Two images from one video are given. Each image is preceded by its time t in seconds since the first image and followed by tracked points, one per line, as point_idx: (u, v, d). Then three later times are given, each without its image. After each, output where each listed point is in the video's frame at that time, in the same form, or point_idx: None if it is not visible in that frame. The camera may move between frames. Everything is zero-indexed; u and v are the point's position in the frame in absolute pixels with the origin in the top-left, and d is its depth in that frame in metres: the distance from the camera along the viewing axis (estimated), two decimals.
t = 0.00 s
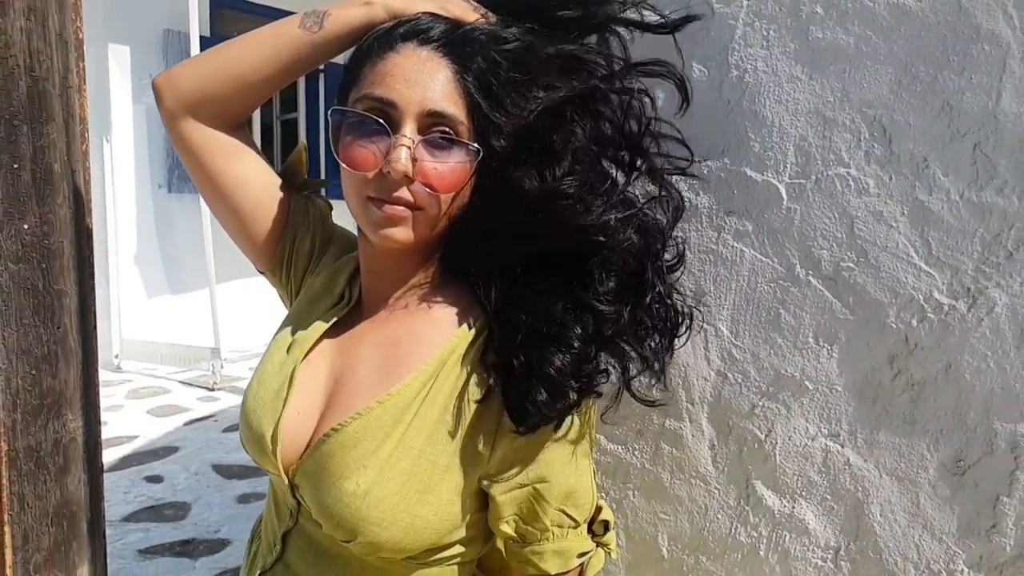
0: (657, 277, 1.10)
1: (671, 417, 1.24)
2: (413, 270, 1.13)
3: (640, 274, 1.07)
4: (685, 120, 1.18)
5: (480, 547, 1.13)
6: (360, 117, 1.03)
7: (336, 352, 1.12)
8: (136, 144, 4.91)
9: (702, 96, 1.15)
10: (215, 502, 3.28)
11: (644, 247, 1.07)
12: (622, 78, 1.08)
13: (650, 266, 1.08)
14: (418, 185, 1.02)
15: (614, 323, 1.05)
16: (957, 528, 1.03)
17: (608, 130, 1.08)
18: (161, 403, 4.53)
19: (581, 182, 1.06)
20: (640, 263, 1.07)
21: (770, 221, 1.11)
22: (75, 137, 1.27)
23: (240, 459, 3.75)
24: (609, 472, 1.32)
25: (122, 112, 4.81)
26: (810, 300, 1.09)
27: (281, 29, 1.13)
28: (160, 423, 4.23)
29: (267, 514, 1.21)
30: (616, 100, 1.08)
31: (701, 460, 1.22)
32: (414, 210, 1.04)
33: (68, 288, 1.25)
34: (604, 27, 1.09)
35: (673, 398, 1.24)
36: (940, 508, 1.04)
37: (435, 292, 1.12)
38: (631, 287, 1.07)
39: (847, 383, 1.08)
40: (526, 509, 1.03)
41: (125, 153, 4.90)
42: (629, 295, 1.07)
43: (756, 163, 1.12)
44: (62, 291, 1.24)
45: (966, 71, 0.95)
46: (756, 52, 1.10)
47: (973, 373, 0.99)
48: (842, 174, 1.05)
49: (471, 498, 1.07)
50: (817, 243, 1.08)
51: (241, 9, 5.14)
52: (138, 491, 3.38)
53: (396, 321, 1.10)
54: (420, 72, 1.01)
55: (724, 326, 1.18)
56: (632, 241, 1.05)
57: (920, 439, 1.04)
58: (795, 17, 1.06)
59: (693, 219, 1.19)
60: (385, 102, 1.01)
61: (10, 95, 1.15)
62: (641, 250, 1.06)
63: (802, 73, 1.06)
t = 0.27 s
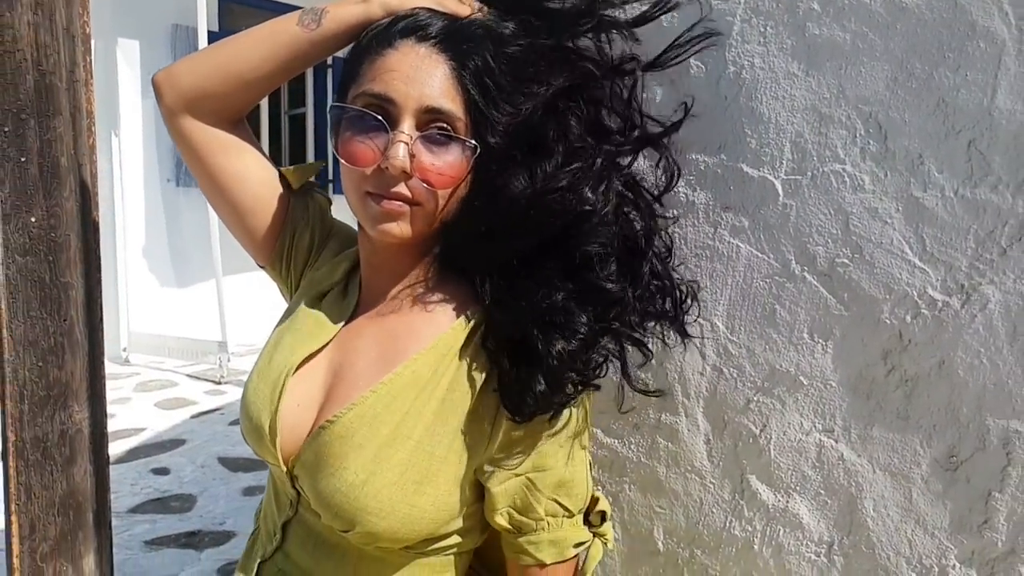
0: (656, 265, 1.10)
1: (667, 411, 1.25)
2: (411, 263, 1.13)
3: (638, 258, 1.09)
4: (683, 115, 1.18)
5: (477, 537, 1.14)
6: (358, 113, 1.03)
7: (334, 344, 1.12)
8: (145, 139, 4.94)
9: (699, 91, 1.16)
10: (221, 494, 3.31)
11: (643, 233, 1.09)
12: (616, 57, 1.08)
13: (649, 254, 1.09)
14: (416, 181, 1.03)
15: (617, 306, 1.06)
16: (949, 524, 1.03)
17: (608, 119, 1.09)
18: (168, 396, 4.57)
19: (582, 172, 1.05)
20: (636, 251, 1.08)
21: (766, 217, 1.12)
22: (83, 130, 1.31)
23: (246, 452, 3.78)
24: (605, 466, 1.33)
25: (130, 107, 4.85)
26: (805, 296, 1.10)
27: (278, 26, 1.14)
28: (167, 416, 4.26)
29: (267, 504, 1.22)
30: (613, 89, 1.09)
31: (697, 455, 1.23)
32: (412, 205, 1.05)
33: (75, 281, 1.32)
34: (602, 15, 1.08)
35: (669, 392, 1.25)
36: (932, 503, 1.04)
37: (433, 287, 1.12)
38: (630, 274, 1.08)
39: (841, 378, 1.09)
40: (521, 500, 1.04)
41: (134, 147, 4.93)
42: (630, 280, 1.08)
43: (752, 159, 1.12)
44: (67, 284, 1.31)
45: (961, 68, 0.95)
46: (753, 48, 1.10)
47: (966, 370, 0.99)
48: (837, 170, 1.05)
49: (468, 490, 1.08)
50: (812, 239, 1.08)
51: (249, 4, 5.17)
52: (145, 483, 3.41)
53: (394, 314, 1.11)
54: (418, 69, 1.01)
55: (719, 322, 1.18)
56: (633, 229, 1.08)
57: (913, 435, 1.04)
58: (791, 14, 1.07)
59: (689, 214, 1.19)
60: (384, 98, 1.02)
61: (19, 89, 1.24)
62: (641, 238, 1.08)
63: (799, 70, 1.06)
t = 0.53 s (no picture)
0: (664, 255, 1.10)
1: (671, 407, 1.26)
2: (419, 258, 1.15)
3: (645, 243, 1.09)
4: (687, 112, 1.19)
5: (484, 528, 1.15)
6: (365, 111, 1.05)
7: (342, 339, 1.14)
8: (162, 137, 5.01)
9: (704, 89, 1.16)
10: (235, 488, 3.35)
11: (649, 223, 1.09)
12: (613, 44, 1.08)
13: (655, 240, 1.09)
14: (421, 178, 1.04)
15: (626, 286, 1.05)
16: (952, 521, 1.03)
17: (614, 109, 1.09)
18: (184, 391, 4.63)
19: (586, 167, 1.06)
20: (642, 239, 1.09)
21: (769, 215, 1.12)
22: (99, 128, 1.33)
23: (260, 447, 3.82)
24: (609, 461, 1.34)
25: (147, 105, 4.92)
26: (809, 293, 1.10)
27: (286, 26, 1.15)
28: (182, 411, 4.32)
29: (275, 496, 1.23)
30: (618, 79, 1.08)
31: (701, 451, 1.24)
32: (417, 202, 1.06)
33: (91, 277, 1.35)
34: (601, 6, 1.08)
35: (673, 388, 1.25)
36: (934, 500, 1.04)
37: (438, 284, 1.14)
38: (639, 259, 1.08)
39: (845, 375, 1.09)
40: (527, 493, 1.04)
41: (150, 146, 5.00)
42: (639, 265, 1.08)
43: (756, 156, 1.12)
44: (84, 279, 1.34)
45: (964, 65, 0.95)
46: (757, 46, 1.11)
47: (969, 367, 0.99)
48: (840, 167, 1.05)
49: (474, 482, 1.09)
50: (816, 236, 1.08)
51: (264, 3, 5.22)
52: (161, 477, 3.45)
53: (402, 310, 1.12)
54: (424, 67, 1.03)
55: (724, 318, 1.19)
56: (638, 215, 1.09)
57: (916, 432, 1.04)
58: (795, 11, 1.07)
59: (694, 211, 1.20)
60: (390, 96, 1.03)
61: (36, 88, 1.27)
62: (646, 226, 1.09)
63: (803, 67, 1.07)
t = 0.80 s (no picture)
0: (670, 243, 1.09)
1: (677, 404, 1.26)
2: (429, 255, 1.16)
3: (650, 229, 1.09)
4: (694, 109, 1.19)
5: (490, 523, 1.16)
6: (375, 111, 1.06)
7: (354, 335, 1.15)
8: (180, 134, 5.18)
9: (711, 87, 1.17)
10: (250, 484, 3.39)
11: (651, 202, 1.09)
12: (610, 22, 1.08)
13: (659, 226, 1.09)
14: (430, 177, 1.05)
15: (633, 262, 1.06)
16: (957, 519, 1.03)
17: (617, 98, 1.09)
18: (201, 388, 4.69)
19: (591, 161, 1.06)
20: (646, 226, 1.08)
21: (775, 212, 1.13)
22: (118, 127, 1.39)
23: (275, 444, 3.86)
24: (616, 457, 1.35)
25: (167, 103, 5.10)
26: (814, 290, 1.11)
27: (298, 28, 1.17)
28: (199, 408, 4.37)
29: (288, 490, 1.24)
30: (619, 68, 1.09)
31: (707, 447, 1.24)
32: (426, 199, 1.07)
33: (109, 273, 1.39)
34: None
35: (679, 385, 1.26)
36: (939, 498, 1.04)
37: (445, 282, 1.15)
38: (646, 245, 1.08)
39: (850, 372, 1.09)
40: (533, 487, 1.04)
41: (171, 143, 5.18)
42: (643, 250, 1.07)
43: (761, 154, 1.13)
44: (102, 275, 1.38)
45: (969, 63, 0.96)
46: (763, 44, 1.11)
47: (974, 365, 0.99)
48: (846, 164, 1.06)
49: (482, 475, 1.09)
50: (821, 233, 1.09)
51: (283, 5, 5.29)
52: (177, 472, 3.50)
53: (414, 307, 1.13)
54: (435, 67, 1.04)
55: (730, 315, 1.19)
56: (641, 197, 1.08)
57: (921, 430, 1.04)
58: (801, 11, 1.08)
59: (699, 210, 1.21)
60: (399, 95, 1.04)
61: (59, 87, 1.29)
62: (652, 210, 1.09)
63: (808, 66, 1.08)
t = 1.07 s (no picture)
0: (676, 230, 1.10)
1: (680, 401, 1.27)
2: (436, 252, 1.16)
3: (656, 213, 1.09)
4: (696, 109, 1.20)
5: (495, 517, 1.13)
6: (380, 111, 1.07)
7: (360, 332, 1.15)
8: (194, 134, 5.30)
9: (713, 86, 1.18)
10: (262, 481, 3.42)
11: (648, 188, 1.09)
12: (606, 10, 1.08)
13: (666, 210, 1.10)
14: (434, 176, 1.06)
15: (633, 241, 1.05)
16: (957, 516, 1.03)
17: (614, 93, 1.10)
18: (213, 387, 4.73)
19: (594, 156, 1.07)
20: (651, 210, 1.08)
21: (777, 211, 1.14)
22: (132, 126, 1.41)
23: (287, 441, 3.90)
24: (620, 454, 1.36)
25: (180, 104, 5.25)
26: (815, 288, 1.11)
27: (302, 30, 1.18)
28: (211, 406, 4.42)
29: (295, 484, 1.22)
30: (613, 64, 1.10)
31: (709, 444, 1.25)
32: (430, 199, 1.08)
33: (122, 271, 1.41)
34: None
35: (682, 383, 1.27)
36: (940, 495, 1.04)
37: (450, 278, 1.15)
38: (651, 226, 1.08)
39: (851, 370, 1.10)
40: (536, 481, 1.03)
41: (184, 144, 5.29)
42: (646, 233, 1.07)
43: (763, 153, 1.14)
44: (115, 274, 1.40)
45: (969, 62, 0.96)
46: (765, 44, 1.12)
47: (974, 363, 0.99)
48: (846, 163, 1.07)
49: (486, 470, 1.08)
50: (822, 231, 1.10)
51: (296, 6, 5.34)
52: (189, 469, 3.54)
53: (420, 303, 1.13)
54: (439, 68, 1.04)
55: (731, 313, 1.20)
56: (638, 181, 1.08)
57: (922, 427, 1.05)
58: (802, 10, 1.09)
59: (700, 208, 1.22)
60: (404, 96, 1.05)
61: (74, 89, 1.33)
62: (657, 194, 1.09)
63: (809, 65, 1.08)
